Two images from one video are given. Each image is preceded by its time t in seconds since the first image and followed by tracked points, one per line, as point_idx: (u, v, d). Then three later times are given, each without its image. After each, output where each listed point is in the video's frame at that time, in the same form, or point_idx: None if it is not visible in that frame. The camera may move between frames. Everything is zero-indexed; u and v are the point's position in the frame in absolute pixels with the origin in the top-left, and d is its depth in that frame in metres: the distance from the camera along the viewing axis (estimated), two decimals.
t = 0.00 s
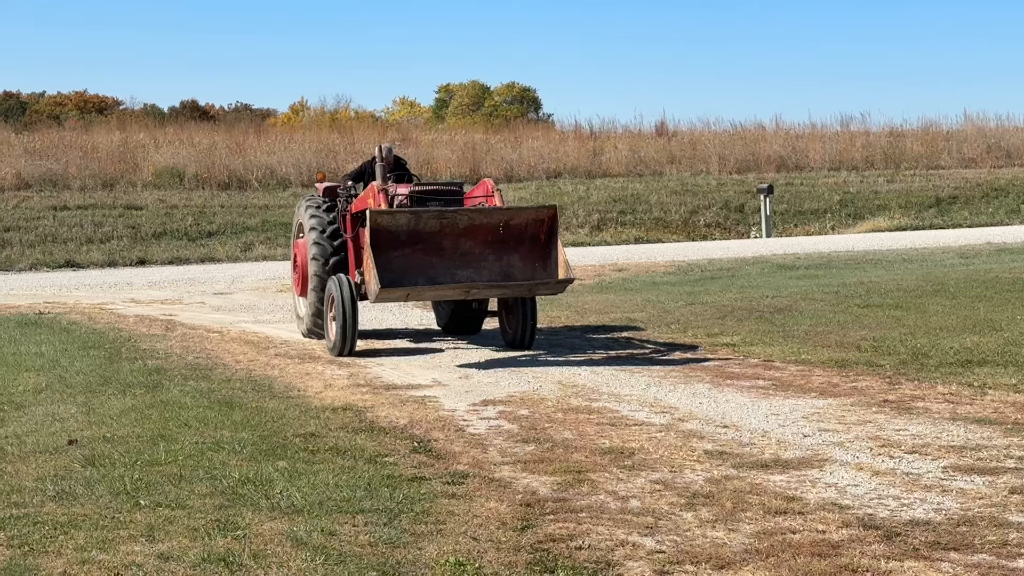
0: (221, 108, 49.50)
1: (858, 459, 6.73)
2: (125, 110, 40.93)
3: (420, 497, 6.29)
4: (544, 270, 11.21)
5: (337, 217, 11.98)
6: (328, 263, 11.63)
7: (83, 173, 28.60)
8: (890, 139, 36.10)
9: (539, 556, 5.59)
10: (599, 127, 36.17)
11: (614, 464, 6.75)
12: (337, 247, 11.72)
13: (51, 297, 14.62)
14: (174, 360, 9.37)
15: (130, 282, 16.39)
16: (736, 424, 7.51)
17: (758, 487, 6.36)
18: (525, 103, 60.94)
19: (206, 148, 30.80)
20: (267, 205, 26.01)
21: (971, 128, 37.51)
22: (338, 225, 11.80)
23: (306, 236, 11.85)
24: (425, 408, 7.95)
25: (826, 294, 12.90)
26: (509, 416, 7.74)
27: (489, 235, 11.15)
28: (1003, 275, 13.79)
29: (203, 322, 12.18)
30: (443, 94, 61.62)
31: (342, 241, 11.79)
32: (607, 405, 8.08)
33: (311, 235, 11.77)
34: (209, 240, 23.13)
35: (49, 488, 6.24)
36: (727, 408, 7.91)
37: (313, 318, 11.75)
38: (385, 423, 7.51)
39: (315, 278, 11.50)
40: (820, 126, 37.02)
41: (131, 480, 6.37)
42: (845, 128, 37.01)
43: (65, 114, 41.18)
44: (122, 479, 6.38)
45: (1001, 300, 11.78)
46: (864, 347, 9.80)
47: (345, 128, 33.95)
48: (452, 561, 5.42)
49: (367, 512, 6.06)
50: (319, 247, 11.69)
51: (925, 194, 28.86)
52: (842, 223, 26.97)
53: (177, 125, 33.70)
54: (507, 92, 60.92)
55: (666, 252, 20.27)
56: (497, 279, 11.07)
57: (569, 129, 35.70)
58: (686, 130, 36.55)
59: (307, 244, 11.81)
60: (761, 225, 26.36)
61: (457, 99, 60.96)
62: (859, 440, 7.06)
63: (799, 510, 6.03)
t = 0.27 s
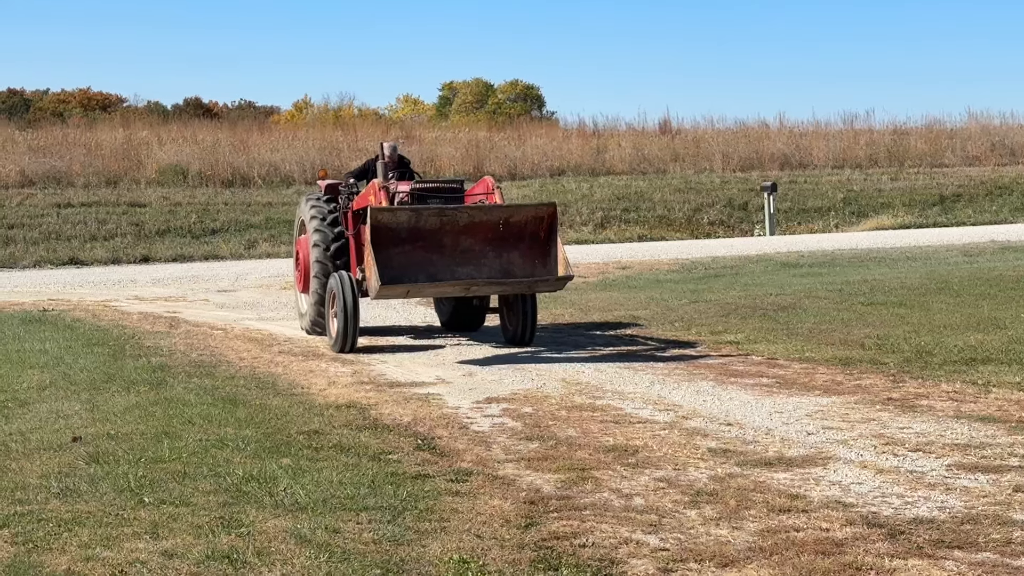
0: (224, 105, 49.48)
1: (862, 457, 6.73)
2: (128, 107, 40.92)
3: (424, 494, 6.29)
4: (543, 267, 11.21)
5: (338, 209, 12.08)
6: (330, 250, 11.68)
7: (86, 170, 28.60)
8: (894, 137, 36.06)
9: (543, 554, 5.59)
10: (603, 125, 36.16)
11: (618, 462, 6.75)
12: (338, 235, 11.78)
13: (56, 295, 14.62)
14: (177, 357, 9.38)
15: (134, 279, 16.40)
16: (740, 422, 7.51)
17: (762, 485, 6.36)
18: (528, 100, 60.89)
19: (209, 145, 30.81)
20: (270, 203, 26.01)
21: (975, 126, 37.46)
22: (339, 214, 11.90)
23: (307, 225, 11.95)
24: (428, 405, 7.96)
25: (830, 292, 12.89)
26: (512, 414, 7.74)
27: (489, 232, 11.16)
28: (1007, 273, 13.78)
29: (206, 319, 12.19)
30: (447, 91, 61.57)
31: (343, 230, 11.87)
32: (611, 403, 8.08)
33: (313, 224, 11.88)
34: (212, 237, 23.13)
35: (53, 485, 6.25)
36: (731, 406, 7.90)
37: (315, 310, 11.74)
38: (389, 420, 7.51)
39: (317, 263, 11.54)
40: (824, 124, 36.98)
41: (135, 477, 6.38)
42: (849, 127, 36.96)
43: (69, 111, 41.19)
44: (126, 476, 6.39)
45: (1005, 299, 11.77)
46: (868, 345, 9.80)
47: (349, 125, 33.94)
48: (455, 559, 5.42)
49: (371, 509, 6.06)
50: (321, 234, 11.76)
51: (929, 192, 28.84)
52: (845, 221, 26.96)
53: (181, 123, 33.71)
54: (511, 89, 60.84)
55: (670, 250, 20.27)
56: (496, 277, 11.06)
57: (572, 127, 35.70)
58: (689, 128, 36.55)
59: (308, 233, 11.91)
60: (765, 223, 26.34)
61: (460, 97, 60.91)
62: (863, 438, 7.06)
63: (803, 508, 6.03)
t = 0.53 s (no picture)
0: (227, 104, 49.47)
1: (865, 455, 6.73)
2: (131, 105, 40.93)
3: (427, 492, 6.29)
4: (544, 265, 11.21)
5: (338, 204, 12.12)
6: (330, 241, 11.72)
7: (89, 168, 28.60)
8: (897, 135, 36.03)
9: (545, 552, 5.59)
10: (606, 123, 36.16)
11: (621, 460, 6.75)
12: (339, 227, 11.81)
13: (59, 293, 14.61)
14: (180, 355, 9.37)
15: (136, 278, 16.40)
16: (743, 421, 7.50)
17: (765, 483, 6.36)
18: (531, 99, 60.87)
19: (212, 144, 30.80)
20: (274, 201, 26.00)
21: (979, 125, 37.44)
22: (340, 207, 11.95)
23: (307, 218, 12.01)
24: (432, 403, 7.95)
25: (833, 290, 12.88)
26: (515, 412, 7.74)
27: (490, 230, 11.15)
28: (1010, 271, 13.77)
29: (208, 317, 12.19)
30: (451, 89, 61.54)
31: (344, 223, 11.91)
32: (614, 401, 8.09)
33: (313, 216, 11.93)
34: (216, 235, 23.14)
35: (55, 483, 6.25)
36: (733, 404, 7.90)
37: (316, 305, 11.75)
38: (392, 419, 7.51)
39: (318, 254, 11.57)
40: (827, 122, 36.95)
41: (138, 475, 6.37)
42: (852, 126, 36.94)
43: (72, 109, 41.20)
44: (129, 474, 6.39)
45: (1008, 297, 11.77)
46: (871, 342, 9.80)
47: (351, 124, 33.94)
48: (458, 557, 5.42)
49: (373, 507, 6.06)
50: (322, 227, 11.81)
51: (932, 191, 28.83)
52: (849, 220, 26.95)
53: (184, 121, 33.71)
54: (514, 87, 60.83)
55: (672, 248, 20.26)
56: (497, 274, 11.06)
57: (575, 126, 35.69)
58: (692, 127, 36.53)
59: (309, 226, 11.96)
60: (768, 221, 26.33)
61: (463, 95, 60.89)
62: (865, 436, 7.05)
63: (806, 507, 6.03)
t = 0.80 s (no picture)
0: (230, 103, 49.51)
1: (868, 454, 6.72)
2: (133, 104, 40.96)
3: (430, 491, 6.29)
4: (545, 264, 11.22)
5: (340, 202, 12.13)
6: (332, 237, 11.72)
7: (91, 167, 28.62)
8: (899, 134, 36.01)
9: (548, 550, 5.59)
10: (608, 122, 36.15)
11: (623, 459, 6.74)
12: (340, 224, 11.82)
13: (61, 292, 14.62)
14: (183, 354, 9.38)
15: (139, 277, 16.42)
16: (745, 420, 7.50)
17: (767, 482, 6.36)
18: (533, 98, 60.86)
19: (215, 143, 30.81)
20: (276, 200, 26.01)
21: (982, 123, 37.41)
22: (341, 204, 11.96)
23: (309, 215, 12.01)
24: (434, 402, 7.95)
25: (835, 290, 12.88)
26: (518, 411, 7.74)
27: (491, 229, 11.15)
28: (1012, 270, 13.76)
29: (211, 316, 12.21)
30: (454, 89, 61.53)
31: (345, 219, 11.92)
32: (616, 400, 8.09)
33: (314, 213, 11.93)
34: (218, 235, 23.15)
35: (59, 482, 6.26)
36: (736, 403, 7.89)
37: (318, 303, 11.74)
38: (394, 418, 7.51)
39: (319, 250, 11.57)
40: (830, 121, 36.94)
41: (141, 474, 6.38)
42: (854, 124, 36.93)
43: (74, 109, 41.26)
44: (131, 473, 6.40)
45: (1011, 296, 11.76)
46: (873, 342, 9.80)
47: (354, 123, 33.95)
48: (460, 556, 5.42)
49: (375, 506, 6.07)
50: (323, 223, 11.81)
51: (934, 189, 28.82)
52: (851, 218, 26.94)
53: (186, 120, 33.72)
54: (516, 86, 60.83)
55: (675, 247, 20.25)
56: (499, 274, 11.06)
57: (578, 125, 35.69)
58: (695, 126, 36.53)
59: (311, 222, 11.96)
60: (770, 220, 26.32)
61: (466, 94, 60.89)
62: (868, 435, 7.05)
63: (808, 505, 6.03)
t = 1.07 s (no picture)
0: (232, 103, 49.49)
1: (869, 454, 6.72)
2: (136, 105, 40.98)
3: (431, 491, 6.30)
4: (546, 264, 11.22)
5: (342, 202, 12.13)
6: (334, 237, 11.71)
7: (94, 167, 28.64)
8: (902, 134, 35.99)
9: (550, 550, 5.60)
10: (610, 122, 36.14)
11: (625, 459, 6.74)
12: (343, 224, 11.81)
13: (63, 292, 14.63)
14: (185, 354, 9.39)
15: (141, 277, 16.43)
16: (746, 419, 7.50)
17: (769, 482, 6.35)
18: (536, 97, 60.81)
19: (217, 143, 30.83)
20: (278, 200, 26.04)
21: (984, 123, 37.38)
22: (343, 204, 11.95)
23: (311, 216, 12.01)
24: (436, 402, 7.96)
25: (837, 289, 12.87)
26: (519, 411, 7.74)
27: (492, 229, 11.15)
28: (1014, 269, 13.75)
29: (213, 316, 12.22)
30: (457, 88, 61.47)
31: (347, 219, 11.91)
32: (618, 399, 8.09)
33: (316, 213, 11.94)
34: (220, 235, 23.16)
35: (61, 482, 6.26)
36: (737, 402, 7.89)
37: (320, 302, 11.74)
38: (396, 417, 7.51)
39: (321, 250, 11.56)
40: (831, 121, 36.92)
41: (143, 474, 6.39)
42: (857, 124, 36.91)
43: (76, 109, 41.29)
44: (133, 473, 6.40)
45: (1013, 295, 11.75)
46: (875, 341, 9.79)
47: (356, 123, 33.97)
48: (462, 556, 5.43)
49: (377, 506, 6.07)
50: (325, 223, 11.81)
51: (936, 189, 28.79)
52: (854, 218, 26.92)
53: (188, 120, 33.74)
54: (518, 86, 60.82)
55: (677, 246, 20.24)
56: (500, 273, 11.07)
57: (580, 125, 35.68)
58: (697, 125, 36.51)
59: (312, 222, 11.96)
60: (772, 219, 26.31)
61: (469, 94, 60.83)
62: (869, 435, 7.04)
63: (810, 505, 6.03)
